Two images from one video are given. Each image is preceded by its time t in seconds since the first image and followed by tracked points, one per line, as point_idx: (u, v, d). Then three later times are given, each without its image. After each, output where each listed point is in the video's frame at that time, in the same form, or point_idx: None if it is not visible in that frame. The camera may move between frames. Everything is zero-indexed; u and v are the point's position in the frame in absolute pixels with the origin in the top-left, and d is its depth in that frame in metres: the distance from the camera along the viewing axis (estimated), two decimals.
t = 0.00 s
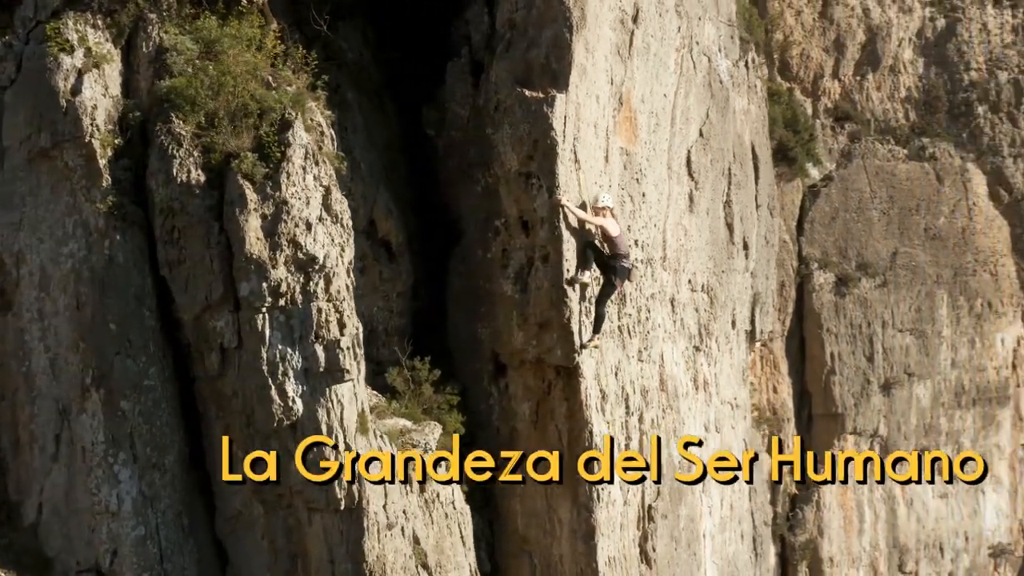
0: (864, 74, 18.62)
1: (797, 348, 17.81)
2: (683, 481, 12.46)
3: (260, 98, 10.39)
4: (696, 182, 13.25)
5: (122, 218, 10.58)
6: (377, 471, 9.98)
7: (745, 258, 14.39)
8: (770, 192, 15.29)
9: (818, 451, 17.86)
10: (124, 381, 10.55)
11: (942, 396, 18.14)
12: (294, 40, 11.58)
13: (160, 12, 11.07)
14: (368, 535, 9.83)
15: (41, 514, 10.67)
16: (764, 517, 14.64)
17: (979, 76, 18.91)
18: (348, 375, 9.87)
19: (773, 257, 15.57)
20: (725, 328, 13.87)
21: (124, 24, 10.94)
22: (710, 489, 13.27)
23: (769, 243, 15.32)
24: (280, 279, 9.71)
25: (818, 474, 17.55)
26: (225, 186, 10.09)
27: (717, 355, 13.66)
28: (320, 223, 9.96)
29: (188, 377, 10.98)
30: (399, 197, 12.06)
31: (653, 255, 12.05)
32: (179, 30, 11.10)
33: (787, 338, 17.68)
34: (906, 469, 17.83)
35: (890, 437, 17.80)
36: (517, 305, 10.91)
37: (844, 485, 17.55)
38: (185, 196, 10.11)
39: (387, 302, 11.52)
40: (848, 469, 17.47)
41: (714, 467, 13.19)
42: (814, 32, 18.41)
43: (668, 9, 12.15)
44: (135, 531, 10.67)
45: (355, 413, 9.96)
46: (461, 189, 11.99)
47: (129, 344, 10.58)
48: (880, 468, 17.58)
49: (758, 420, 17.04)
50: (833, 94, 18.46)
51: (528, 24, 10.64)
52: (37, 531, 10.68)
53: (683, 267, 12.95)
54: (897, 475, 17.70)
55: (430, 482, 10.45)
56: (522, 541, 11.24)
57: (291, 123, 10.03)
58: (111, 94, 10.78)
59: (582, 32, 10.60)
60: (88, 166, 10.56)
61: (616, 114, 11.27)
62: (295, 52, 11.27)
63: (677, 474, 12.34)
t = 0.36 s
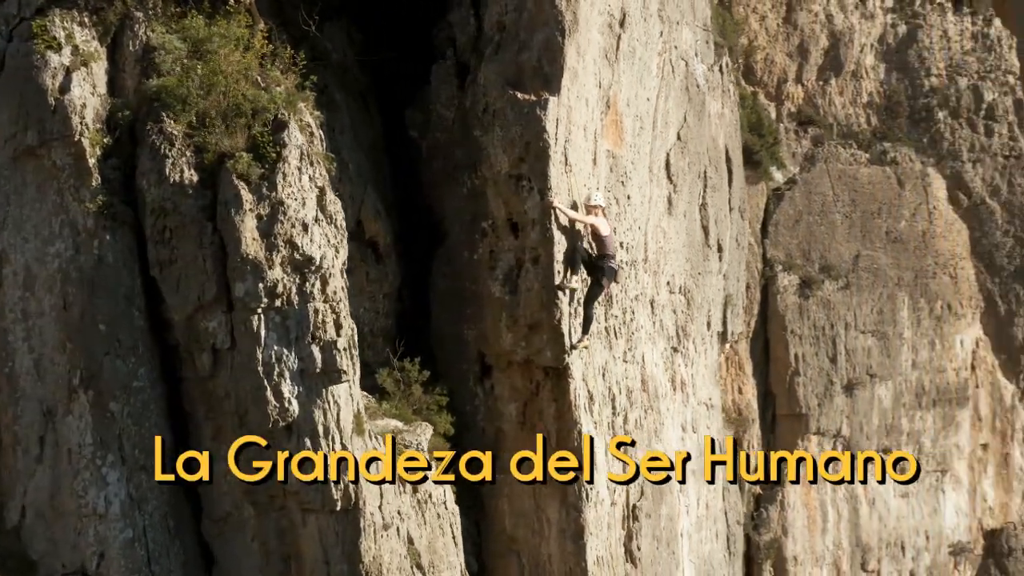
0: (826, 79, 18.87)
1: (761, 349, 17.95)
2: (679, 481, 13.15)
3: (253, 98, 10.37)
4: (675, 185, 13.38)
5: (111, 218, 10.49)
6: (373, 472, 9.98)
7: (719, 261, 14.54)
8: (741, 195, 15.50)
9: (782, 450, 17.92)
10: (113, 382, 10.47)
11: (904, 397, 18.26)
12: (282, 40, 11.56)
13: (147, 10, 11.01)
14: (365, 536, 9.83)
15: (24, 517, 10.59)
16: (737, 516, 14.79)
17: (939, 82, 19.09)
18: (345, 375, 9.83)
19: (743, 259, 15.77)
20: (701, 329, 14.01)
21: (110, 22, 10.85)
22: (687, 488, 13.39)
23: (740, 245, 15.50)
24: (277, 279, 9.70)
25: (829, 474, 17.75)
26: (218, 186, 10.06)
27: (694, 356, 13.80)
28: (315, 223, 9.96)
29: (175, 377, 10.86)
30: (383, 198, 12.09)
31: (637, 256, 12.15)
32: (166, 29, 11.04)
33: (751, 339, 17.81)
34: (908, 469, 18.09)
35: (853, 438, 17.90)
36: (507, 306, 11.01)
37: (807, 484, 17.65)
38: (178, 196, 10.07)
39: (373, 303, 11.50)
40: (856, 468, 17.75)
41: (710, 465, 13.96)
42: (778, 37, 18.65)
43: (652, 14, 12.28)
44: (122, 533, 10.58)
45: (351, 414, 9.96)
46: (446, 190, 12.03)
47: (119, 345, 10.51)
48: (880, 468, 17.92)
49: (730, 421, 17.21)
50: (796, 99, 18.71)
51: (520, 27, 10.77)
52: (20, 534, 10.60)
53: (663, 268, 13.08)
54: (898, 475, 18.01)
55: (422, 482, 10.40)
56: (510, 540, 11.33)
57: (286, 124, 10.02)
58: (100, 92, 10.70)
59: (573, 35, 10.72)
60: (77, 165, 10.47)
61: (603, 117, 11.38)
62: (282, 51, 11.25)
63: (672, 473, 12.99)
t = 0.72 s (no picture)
0: (794, 83, 18.93)
1: (731, 349, 18.05)
2: (680, 481, 13.71)
3: (250, 97, 10.32)
4: (658, 187, 13.48)
5: (108, 217, 10.42)
6: (375, 472, 10.05)
7: (699, 262, 14.67)
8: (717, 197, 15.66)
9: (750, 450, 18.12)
10: (109, 383, 10.40)
11: (871, 397, 18.52)
12: (275, 40, 11.51)
13: (141, 8, 10.94)
14: (368, 535, 9.91)
15: (15, 519, 10.55)
16: (714, 515, 14.93)
17: (905, 86, 19.32)
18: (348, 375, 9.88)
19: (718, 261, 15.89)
20: (682, 329, 14.13)
21: (104, 20, 10.79)
22: (670, 488, 13.52)
23: (716, 247, 15.63)
24: (279, 279, 9.71)
25: (828, 474, 18.14)
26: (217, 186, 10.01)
27: (676, 356, 13.92)
28: (317, 223, 9.96)
29: (169, 378, 10.83)
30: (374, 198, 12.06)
31: (625, 257, 12.25)
32: (159, 27, 10.98)
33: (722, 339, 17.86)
34: (907, 469, 18.58)
35: (821, 438, 18.12)
36: (502, 307, 11.12)
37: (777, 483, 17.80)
38: (178, 195, 10.04)
39: (366, 303, 11.48)
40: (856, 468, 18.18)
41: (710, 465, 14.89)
42: (747, 41, 18.66)
43: (640, 17, 12.39)
44: (117, 534, 10.52)
45: (353, 413, 10.02)
46: (435, 191, 12.00)
47: (115, 345, 10.44)
48: (880, 468, 18.37)
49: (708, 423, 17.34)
50: (765, 102, 18.80)
51: (516, 30, 10.85)
52: (10, 536, 10.56)
53: (647, 269, 13.18)
54: (898, 475, 18.48)
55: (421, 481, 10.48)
56: (503, 539, 11.41)
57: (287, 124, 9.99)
58: (94, 90, 10.65)
59: (570, 39, 10.83)
60: (72, 164, 10.39)
61: (596, 119, 11.48)
62: (275, 51, 11.19)
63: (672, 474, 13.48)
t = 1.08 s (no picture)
0: (771, 86, 19.12)
1: (709, 350, 18.14)
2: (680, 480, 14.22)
3: (257, 97, 10.31)
4: (650, 189, 13.57)
5: (114, 216, 10.33)
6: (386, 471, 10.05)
7: (687, 263, 14.80)
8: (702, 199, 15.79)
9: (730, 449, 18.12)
10: (115, 383, 10.32)
11: (846, 397, 18.73)
12: (278, 40, 11.45)
13: (143, 6, 10.86)
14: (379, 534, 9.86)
15: (13, 521, 10.59)
16: (700, 514, 15.03)
17: (880, 91, 19.57)
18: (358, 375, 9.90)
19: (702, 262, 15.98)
20: (673, 330, 14.22)
21: (105, 20, 10.73)
22: (661, 488, 13.59)
23: (701, 249, 15.70)
24: (290, 280, 9.76)
25: (829, 474, 18.53)
26: (226, 186, 10.01)
27: (666, 356, 14.01)
28: (328, 224, 10.00)
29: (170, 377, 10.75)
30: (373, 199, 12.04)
31: (622, 258, 12.32)
32: (161, 26, 10.90)
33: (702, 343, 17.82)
34: (907, 469, 19.07)
35: (798, 437, 18.31)
36: (505, 308, 11.24)
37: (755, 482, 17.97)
38: (188, 195, 10.01)
39: (368, 303, 11.49)
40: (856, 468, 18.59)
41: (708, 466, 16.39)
42: (725, 44, 18.87)
43: (637, 20, 12.50)
44: (120, 535, 10.45)
45: (363, 413, 10.03)
46: (430, 192, 12.04)
47: (120, 345, 10.37)
48: (880, 468, 18.81)
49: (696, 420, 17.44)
50: (742, 106, 18.91)
51: (521, 33, 11.03)
52: (10, 539, 10.59)
53: (640, 270, 13.28)
54: (898, 475, 18.97)
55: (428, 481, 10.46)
56: (504, 538, 11.47)
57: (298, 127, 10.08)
58: (98, 89, 10.56)
59: (575, 41, 10.98)
60: (77, 163, 10.32)
61: (596, 121, 11.57)
62: (277, 51, 11.16)
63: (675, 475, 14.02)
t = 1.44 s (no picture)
0: (748, 89, 19.21)
1: (688, 351, 17.97)
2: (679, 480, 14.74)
3: (267, 97, 10.36)
4: (644, 190, 13.67)
5: (124, 214, 10.26)
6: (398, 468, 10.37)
7: (677, 263, 15.01)
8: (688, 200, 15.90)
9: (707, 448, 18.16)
10: (124, 382, 10.22)
11: (822, 397, 18.89)
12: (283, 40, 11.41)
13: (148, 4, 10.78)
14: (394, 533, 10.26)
15: (15, 522, 10.42)
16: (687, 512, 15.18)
17: (855, 94, 19.85)
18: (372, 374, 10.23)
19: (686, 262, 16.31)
20: (664, 329, 14.35)
21: (111, 17, 10.59)
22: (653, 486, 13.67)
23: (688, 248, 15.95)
24: (307, 279, 10.00)
25: (829, 473, 18.81)
26: (238, 185, 10.06)
27: (658, 355, 14.12)
28: (343, 224, 10.26)
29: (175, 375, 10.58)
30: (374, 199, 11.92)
31: (621, 258, 12.48)
32: (166, 24, 10.82)
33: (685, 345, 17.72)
34: (907, 470, 19.55)
35: (775, 436, 18.35)
36: (512, 308, 11.46)
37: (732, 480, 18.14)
38: (201, 194, 10.01)
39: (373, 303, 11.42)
40: (856, 468, 18.96)
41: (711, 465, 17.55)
42: (703, 47, 18.92)
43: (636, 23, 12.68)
44: (127, 536, 10.30)
45: (376, 410, 10.34)
46: (430, 193, 11.89)
47: (130, 345, 10.27)
48: (880, 468, 19.22)
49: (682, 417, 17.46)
50: (719, 108, 19.01)
51: (529, 35, 11.35)
52: (13, 540, 10.43)
53: (635, 270, 13.40)
54: (899, 475, 19.44)
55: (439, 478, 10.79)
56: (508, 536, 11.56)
57: (312, 124, 10.33)
58: (105, 86, 10.46)
59: (583, 44, 11.35)
60: (86, 160, 10.24)
61: (599, 123, 11.75)
62: (283, 50, 11.09)
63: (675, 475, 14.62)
